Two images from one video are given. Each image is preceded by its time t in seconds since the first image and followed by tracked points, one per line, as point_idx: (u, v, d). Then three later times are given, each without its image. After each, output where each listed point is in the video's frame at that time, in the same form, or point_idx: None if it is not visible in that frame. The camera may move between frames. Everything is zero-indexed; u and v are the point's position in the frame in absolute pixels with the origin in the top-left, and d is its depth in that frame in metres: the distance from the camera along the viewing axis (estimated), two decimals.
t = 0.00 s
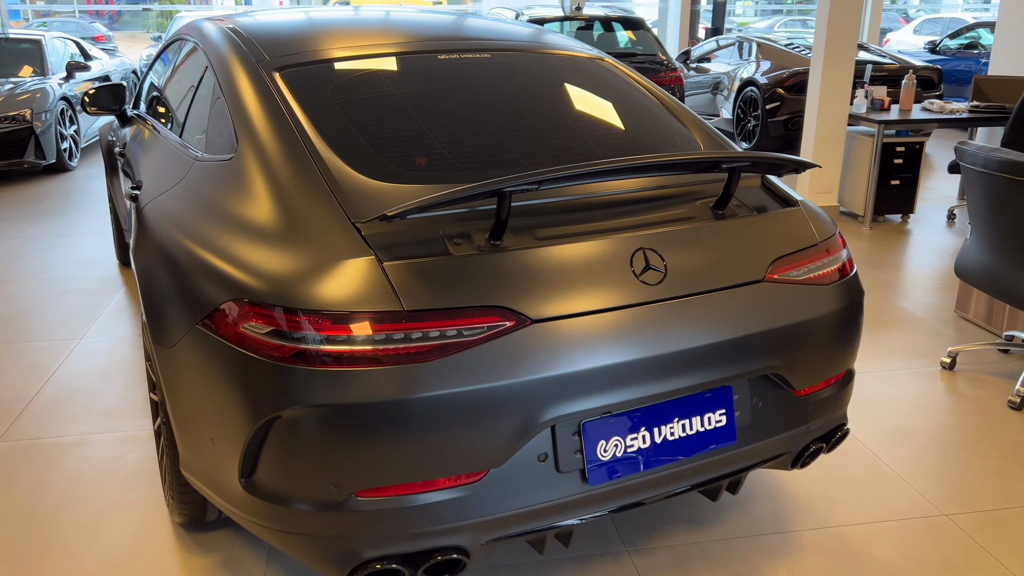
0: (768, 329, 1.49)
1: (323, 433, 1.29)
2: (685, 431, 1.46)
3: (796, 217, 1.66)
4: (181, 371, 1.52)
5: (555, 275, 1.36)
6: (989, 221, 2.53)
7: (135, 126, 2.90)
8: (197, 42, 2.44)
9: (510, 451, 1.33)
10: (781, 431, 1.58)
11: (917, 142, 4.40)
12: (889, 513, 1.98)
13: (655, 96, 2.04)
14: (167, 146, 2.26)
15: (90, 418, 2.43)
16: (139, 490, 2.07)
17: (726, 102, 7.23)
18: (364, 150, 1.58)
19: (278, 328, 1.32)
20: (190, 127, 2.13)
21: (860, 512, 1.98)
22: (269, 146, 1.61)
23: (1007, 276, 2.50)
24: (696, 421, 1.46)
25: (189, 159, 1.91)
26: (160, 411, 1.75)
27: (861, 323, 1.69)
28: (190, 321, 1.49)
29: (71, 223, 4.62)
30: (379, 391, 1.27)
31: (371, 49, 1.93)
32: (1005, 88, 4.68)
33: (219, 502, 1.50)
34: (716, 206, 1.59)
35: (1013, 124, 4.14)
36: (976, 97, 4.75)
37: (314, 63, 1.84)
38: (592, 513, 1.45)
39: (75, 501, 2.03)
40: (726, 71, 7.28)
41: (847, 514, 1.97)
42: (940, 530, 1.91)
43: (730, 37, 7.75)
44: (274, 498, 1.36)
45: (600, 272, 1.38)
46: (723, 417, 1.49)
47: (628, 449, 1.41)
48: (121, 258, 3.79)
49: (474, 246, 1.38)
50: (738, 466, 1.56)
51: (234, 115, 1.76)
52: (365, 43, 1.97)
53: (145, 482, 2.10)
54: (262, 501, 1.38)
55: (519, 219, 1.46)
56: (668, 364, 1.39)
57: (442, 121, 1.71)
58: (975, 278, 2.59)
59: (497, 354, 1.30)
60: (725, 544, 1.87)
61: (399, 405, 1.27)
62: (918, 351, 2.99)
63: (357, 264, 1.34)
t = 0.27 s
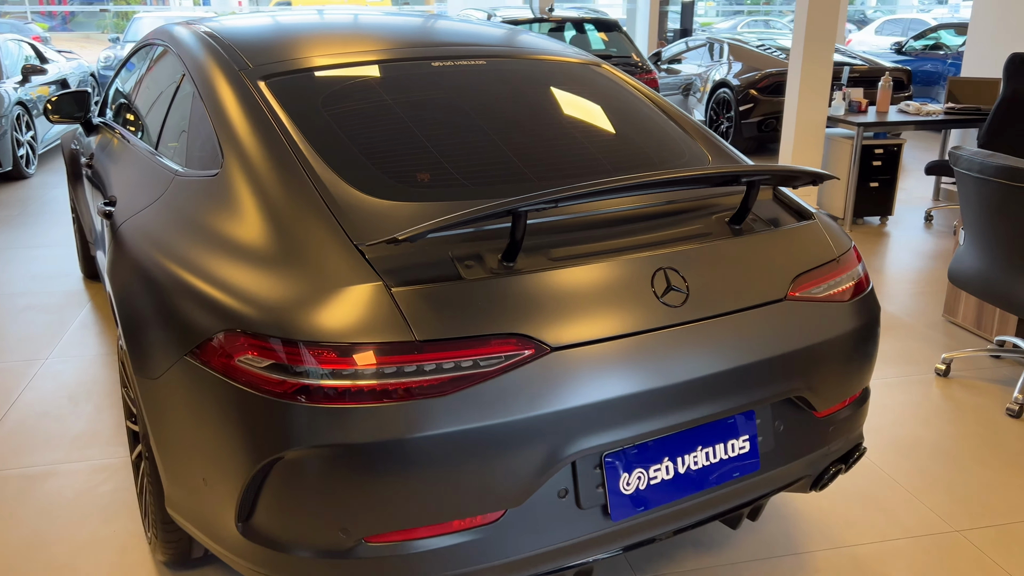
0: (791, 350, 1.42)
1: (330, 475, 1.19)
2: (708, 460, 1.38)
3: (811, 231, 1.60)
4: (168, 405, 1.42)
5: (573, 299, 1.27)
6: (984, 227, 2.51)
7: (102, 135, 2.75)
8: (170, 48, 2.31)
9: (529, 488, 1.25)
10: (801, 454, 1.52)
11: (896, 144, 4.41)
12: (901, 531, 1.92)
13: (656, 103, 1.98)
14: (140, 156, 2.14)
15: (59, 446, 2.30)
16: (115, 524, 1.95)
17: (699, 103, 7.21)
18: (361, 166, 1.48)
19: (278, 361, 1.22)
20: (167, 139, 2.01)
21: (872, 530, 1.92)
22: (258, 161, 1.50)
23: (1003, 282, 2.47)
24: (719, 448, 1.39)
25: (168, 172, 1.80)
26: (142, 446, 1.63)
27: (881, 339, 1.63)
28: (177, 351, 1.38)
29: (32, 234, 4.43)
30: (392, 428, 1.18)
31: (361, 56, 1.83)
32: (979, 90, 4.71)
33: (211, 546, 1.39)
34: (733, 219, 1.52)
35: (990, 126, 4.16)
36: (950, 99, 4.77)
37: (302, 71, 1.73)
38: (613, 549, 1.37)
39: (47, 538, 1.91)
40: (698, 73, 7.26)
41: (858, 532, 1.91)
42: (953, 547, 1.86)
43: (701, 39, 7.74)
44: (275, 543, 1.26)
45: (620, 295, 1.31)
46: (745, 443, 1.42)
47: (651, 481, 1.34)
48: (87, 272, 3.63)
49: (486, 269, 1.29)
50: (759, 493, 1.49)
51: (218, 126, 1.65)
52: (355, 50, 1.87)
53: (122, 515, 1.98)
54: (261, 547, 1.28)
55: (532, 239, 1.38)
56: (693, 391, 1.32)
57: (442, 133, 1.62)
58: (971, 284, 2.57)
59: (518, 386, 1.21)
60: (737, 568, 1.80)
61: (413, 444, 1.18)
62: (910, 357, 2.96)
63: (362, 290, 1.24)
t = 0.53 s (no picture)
0: (821, 355, 1.39)
1: (356, 496, 1.13)
2: (740, 469, 1.34)
3: (832, 232, 1.56)
4: (172, 423, 1.34)
5: (604, 305, 1.22)
6: (979, 224, 2.50)
7: (78, 138, 2.64)
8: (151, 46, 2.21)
9: (563, 504, 1.20)
10: (827, 460, 1.49)
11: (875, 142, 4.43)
12: (913, 532, 1.90)
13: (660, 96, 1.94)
14: (124, 158, 2.04)
15: (40, 464, 2.19)
16: (106, 546, 1.86)
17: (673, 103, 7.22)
18: (372, 169, 1.42)
19: (295, 376, 1.16)
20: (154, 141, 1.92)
21: (885, 533, 1.90)
22: (261, 163, 1.43)
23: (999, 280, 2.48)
24: (751, 457, 1.35)
25: (159, 176, 1.71)
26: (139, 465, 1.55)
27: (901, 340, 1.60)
28: (183, 365, 1.31)
29: None
30: (423, 445, 1.12)
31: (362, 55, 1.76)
32: (954, 88, 4.76)
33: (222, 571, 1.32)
34: (756, 221, 1.48)
35: (968, 124, 4.20)
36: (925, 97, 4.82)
37: (301, 70, 1.66)
38: (645, 564, 1.33)
39: (33, 563, 1.81)
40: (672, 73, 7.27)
41: (871, 535, 1.89)
42: (967, 548, 1.85)
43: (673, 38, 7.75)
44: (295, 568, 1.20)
45: (651, 301, 1.26)
46: (776, 451, 1.38)
47: (685, 492, 1.29)
48: (58, 280, 3.50)
49: (513, 276, 1.23)
50: (787, 501, 1.46)
51: (214, 127, 1.57)
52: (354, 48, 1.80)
53: (112, 536, 1.89)
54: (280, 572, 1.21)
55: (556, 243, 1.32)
56: (727, 399, 1.28)
57: (453, 134, 1.56)
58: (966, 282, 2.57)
59: (553, 397, 1.16)
60: None
61: (445, 461, 1.12)
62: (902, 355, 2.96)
63: (386, 301, 1.17)
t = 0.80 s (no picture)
0: (851, 346, 1.41)
1: (410, 494, 1.12)
2: (778, 459, 1.36)
3: (853, 225, 1.58)
4: (209, 426, 1.32)
5: (649, 299, 1.23)
6: (971, 218, 2.56)
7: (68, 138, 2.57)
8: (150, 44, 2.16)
9: (612, 497, 1.20)
10: (854, 450, 1.51)
11: (853, 139, 4.51)
12: (924, 519, 1.94)
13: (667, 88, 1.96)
14: (126, 156, 2.00)
15: (41, 473, 2.14)
16: (119, 554, 1.82)
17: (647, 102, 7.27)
18: (404, 166, 1.41)
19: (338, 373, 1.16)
20: (161, 140, 1.88)
21: (897, 520, 1.94)
22: (292, 160, 1.41)
23: (991, 271, 2.54)
24: (787, 447, 1.37)
25: (173, 174, 1.68)
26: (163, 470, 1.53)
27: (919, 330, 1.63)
28: (220, 366, 1.29)
29: None
30: (479, 441, 1.11)
31: (377, 52, 1.75)
32: (927, 86, 4.86)
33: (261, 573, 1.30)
34: (783, 213, 1.50)
35: (943, 121, 4.30)
36: (899, 95, 4.92)
37: (320, 67, 1.64)
38: (687, 556, 1.34)
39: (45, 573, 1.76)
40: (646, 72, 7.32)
41: (883, 523, 1.93)
42: (977, 533, 1.89)
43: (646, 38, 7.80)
44: (345, 568, 1.19)
45: (692, 294, 1.27)
46: (809, 440, 1.40)
47: (726, 483, 1.30)
48: (39, 284, 3.42)
49: (556, 270, 1.23)
50: (818, 490, 1.48)
51: (235, 124, 1.54)
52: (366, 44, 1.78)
53: (124, 544, 1.85)
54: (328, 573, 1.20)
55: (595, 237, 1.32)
56: (767, 390, 1.29)
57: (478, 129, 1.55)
58: (959, 274, 2.62)
59: (605, 390, 1.16)
60: (773, 566, 1.79)
61: (500, 457, 1.12)
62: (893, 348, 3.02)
63: (431, 298, 1.17)
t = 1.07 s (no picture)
0: (884, 343, 1.46)
1: (483, 495, 1.15)
2: (819, 453, 1.40)
3: (877, 226, 1.64)
4: (267, 432, 1.33)
5: (703, 301, 1.27)
6: (963, 216, 2.65)
7: (71, 145, 2.54)
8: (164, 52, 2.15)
9: (672, 494, 1.24)
10: (883, 443, 1.57)
11: (833, 140, 4.62)
12: (935, 509, 2.01)
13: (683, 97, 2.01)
14: (147, 162, 1.99)
15: (58, 483, 2.11)
16: (150, 563, 1.81)
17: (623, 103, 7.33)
18: (451, 173, 1.43)
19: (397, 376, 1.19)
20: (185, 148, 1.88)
21: (910, 510, 2.01)
22: (341, 169, 1.42)
23: (983, 268, 2.63)
24: (826, 442, 1.41)
25: (207, 181, 1.68)
26: (207, 477, 1.53)
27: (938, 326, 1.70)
28: (280, 374, 1.30)
29: None
30: (549, 443, 1.14)
31: (408, 60, 1.77)
32: (901, 88, 4.99)
33: None
34: (814, 214, 1.56)
35: (919, 121, 4.42)
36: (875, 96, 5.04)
37: (355, 76, 1.66)
38: (735, 550, 1.38)
39: None
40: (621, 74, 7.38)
41: (897, 513, 1.99)
42: (987, 521, 1.97)
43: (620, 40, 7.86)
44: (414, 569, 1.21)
45: (742, 296, 1.31)
46: (846, 435, 1.44)
47: (773, 478, 1.35)
48: (29, 293, 3.36)
49: (611, 274, 1.26)
50: (852, 483, 1.53)
51: (275, 133, 1.55)
52: (394, 52, 1.81)
53: (154, 553, 1.84)
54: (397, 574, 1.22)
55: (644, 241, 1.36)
56: (811, 388, 1.34)
57: (516, 136, 1.58)
58: (952, 271, 2.72)
59: (667, 391, 1.20)
60: (797, 557, 1.85)
61: (569, 457, 1.15)
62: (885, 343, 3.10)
63: (493, 305, 1.19)
